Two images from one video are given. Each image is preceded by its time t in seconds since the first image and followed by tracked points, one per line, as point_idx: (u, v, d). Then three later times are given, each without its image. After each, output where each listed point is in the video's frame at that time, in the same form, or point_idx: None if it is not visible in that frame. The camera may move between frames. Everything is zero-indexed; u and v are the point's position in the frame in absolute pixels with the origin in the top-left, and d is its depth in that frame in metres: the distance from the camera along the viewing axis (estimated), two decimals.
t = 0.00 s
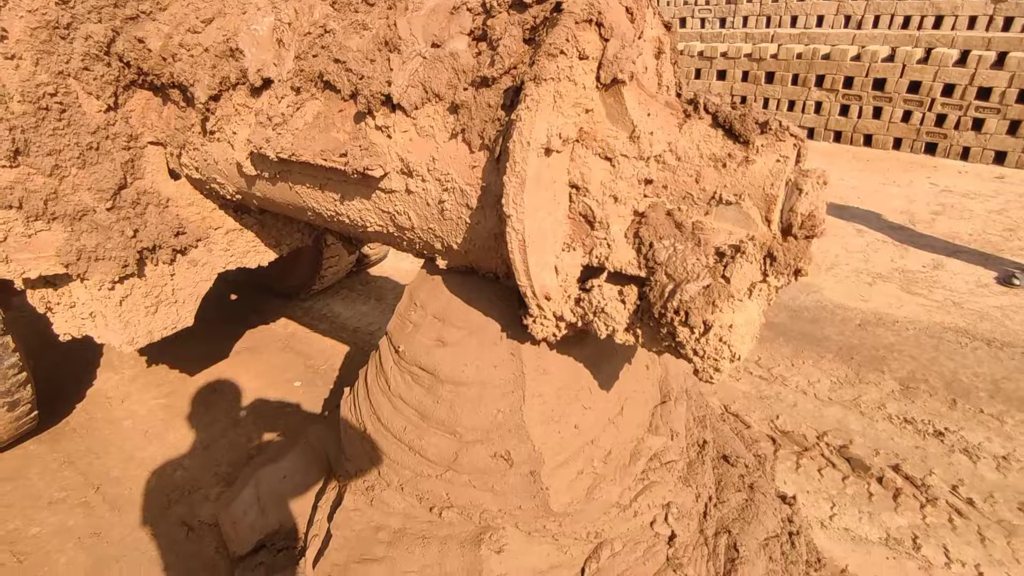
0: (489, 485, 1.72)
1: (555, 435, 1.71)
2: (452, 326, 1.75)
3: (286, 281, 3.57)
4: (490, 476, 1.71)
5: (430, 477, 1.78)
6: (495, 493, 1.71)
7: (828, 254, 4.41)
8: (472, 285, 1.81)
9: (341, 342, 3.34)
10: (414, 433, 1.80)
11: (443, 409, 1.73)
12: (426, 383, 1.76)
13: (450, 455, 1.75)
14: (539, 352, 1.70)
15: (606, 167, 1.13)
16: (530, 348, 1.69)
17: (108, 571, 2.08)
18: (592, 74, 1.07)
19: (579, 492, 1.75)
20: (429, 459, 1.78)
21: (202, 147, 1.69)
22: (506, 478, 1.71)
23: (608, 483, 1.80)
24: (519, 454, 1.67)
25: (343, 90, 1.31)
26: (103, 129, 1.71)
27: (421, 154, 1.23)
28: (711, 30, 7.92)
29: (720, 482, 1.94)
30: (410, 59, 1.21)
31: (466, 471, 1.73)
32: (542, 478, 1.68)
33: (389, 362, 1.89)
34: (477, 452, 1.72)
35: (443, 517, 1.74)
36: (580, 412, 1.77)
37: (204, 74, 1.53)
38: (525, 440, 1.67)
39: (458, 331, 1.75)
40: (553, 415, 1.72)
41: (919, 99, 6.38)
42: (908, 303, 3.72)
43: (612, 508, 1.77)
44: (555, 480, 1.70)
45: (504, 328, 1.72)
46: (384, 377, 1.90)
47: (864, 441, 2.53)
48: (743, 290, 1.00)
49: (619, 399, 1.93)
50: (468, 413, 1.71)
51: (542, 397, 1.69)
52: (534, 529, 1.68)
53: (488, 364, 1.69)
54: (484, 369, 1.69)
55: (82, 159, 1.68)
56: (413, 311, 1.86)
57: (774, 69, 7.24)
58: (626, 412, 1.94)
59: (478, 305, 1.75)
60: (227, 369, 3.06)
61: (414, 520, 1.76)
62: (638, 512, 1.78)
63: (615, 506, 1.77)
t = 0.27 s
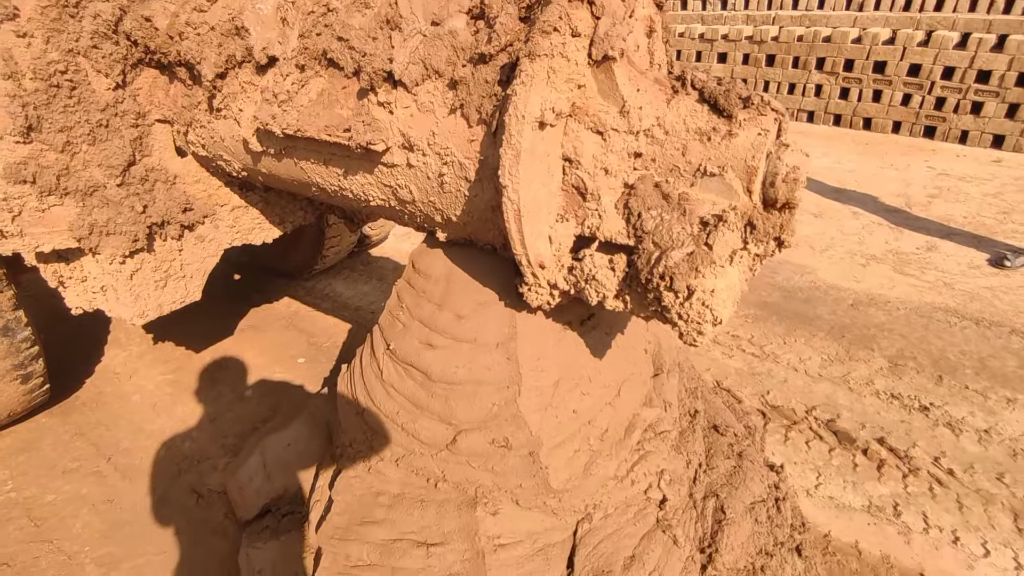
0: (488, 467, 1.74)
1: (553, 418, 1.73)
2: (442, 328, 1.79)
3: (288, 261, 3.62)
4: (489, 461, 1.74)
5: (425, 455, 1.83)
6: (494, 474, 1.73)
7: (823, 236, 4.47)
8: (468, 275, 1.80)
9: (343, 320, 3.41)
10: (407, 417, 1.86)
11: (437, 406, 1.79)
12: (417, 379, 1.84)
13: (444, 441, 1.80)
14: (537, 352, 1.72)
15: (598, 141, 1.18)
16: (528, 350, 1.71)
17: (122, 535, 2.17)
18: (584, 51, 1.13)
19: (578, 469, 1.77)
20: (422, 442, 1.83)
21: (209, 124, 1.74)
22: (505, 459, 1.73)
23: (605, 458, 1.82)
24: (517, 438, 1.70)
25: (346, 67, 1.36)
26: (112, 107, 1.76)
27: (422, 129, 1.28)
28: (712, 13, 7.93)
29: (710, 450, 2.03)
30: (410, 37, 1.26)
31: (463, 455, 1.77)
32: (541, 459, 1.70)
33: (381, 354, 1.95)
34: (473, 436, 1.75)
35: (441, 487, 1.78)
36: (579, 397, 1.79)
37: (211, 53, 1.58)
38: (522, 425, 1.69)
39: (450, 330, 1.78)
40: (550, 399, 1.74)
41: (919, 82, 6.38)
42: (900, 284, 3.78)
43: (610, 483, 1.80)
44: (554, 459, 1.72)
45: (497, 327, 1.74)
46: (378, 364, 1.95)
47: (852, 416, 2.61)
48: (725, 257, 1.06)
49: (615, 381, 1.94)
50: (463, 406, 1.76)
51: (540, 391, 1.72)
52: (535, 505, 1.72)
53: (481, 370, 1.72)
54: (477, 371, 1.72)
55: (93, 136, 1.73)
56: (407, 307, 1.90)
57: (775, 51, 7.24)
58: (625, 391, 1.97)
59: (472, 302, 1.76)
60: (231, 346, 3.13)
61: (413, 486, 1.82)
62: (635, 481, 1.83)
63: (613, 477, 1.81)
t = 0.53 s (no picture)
0: (487, 461, 1.75)
1: (551, 412, 1.76)
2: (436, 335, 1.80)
3: (291, 250, 3.68)
4: (488, 457, 1.75)
5: (422, 446, 1.83)
6: (494, 467, 1.74)
7: (818, 225, 4.53)
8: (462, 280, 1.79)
9: (345, 307, 3.47)
10: (402, 412, 1.86)
11: (434, 407, 1.81)
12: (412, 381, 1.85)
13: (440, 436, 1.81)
14: (534, 357, 1.75)
15: (592, 133, 1.24)
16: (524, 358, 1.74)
17: (134, 515, 2.24)
18: (579, 47, 1.18)
19: (577, 459, 1.78)
20: (418, 436, 1.84)
21: (216, 116, 1.79)
22: (505, 453, 1.73)
23: (603, 447, 1.83)
24: (518, 435, 1.72)
25: (351, 61, 1.41)
26: (122, 99, 1.80)
27: (424, 122, 1.34)
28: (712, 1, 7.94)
29: (703, 431, 2.10)
30: (413, 33, 1.31)
31: (462, 449, 1.77)
32: (541, 452, 1.72)
33: (375, 357, 1.96)
34: (471, 433, 1.76)
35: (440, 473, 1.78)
36: (577, 392, 1.82)
37: (219, 47, 1.62)
38: (520, 422, 1.71)
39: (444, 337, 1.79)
40: (548, 395, 1.76)
41: (916, 71, 6.41)
42: (893, 271, 3.84)
43: (608, 469, 1.82)
44: (553, 451, 1.74)
45: (493, 334, 1.75)
46: (372, 364, 1.97)
47: (841, 399, 2.68)
48: (711, 243, 1.12)
49: (612, 376, 1.95)
50: (460, 406, 1.78)
51: (537, 390, 1.75)
52: (536, 496, 1.73)
53: (477, 380, 1.75)
54: (472, 378, 1.75)
55: (103, 127, 1.78)
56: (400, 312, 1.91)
57: (774, 40, 7.26)
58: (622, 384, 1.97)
59: (467, 308, 1.77)
60: (236, 333, 3.19)
61: (410, 470, 1.82)
62: (633, 465, 1.87)
63: (611, 461, 1.83)
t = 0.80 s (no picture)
0: (489, 467, 1.80)
1: (550, 419, 1.82)
2: (434, 350, 1.89)
3: (295, 248, 3.74)
4: (488, 463, 1.80)
5: (421, 450, 1.89)
6: (494, 472, 1.79)
7: (816, 222, 4.57)
8: (459, 297, 1.85)
9: (348, 304, 3.54)
10: (400, 417, 1.94)
11: (432, 416, 1.89)
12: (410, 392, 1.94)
13: (441, 442, 1.86)
14: (532, 372, 1.81)
15: (588, 140, 1.30)
16: (521, 374, 1.79)
17: (146, 506, 2.31)
18: (575, 58, 1.23)
19: (576, 463, 1.84)
20: (416, 440, 1.90)
21: (225, 120, 1.85)
22: (506, 460, 1.79)
23: (602, 449, 1.88)
24: (517, 442, 1.78)
25: (357, 69, 1.47)
26: (134, 104, 1.86)
27: (427, 128, 1.40)
28: None
29: (699, 425, 2.16)
30: (417, 43, 1.37)
31: (462, 454, 1.83)
32: (541, 457, 1.77)
33: (375, 366, 2.05)
34: (472, 441, 1.82)
35: (442, 474, 1.84)
36: (576, 399, 1.88)
37: (229, 53, 1.68)
38: (520, 430, 1.77)
39: (441, 353, 1.87)
40: (546, 404, 1.82)
41: (915, 68, 6.43)
42: (888, 269, 3.89)
43: (608, 469, 1.87)
44: (553, 456, 1.79)
45: (489, 351, 1.81)
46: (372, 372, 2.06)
47: (835, 394, 2.74)
48: (700, 245, 1.18)
49: (611, 384, 2.00)
50: (458, 416, 1.85)
51: (535, 401, 1.81)
52: (535, 498, 1.79)
53: (473, 395, 1.82)
54: (469, 393, 1.83)
55: (116, 131, 1.84)
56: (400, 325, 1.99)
57: (774, 37, 7.29)
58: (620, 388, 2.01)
59: (463, 326, 1.83)
60: (243, 330, 3.26)
61: (413, 469, 1.88)
62: (632, 463, 1.91)
63: (610, 459, 1.88)
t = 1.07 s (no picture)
0: (490, 481, 1.84)
1: (550, 435, 1.87)
2: (433, 371, 1.94)
3: (300, 252, 3.80)
4: (488, 478, 1.85)
5: (420, 463, 1.94)
6: (496, 487, 1.83)
7: (814, 227, 4.62)
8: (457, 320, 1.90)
9: (352, 307, 3.59)
10: (399, 431, 1.99)
11: (432, 433, 1.93)
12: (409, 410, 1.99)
13: (442, 457, 1.91)
14: (531, 393, 1.86)
15: (587, 158, 1.35)
16: (520, 396, 1.85)
17: (155, 506, 2.37)
18: (575, 81, 1.29)
19: (576, 476, 1.89)
20: (416, 453, 1.95)
21: (236, 132, 1.91)
22: (507, 475, 1.84)
23: (601, 461, 1.93)
24: (518, 458, 1.83)
25: (366, 87, 1.52)
26: (148, 116, 1.92)
27: (433, 145, 1.45)
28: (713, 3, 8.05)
29: (696, 430, 2.22)
30: (423, 63, 1.43)
31: (462, 469, 1.87)
32: (541, 473, 1.82)
33: (375, 384, 2.10)
34: (473, 456, 1.87)
35: (443, 485, 1.88)
36: (576, 415, 1.92)
37: (241, 69, 1.73)
38: (520, 446, 1.83)
39: (441, 374, 1.92)
40: (546, 420, 1.88)
41: (914, 73, 6.48)
42: (885, 274, 3.94)
43: (609, 479, 1.92)
44: (553, 470, 1.84)
45: (488, 373, 1.86)
46: (371, 389, 2.11)
47: (831, 399, 2.79)
48: (694, 260, 1.24)
49: (609, 401, 2.05)
50: (458, 434, 1.89)
51: (535, 418, 1.87)
52: (537, 511, 1.83)
53: (472, 415, 1.88)
54: (469, 414, 1.88)
55: (131, 142, 1.90)
56: (399, 345, 2.04)
57: (774, 42, 7.33)
58: (619, 402, 2.07)
59: (462, 348, 1.88)
60: (249, 333, 3.32)
61: (416, 478, 1.92)
62: (632, 471, 1.96)
63: (611, 470, 1.93)
